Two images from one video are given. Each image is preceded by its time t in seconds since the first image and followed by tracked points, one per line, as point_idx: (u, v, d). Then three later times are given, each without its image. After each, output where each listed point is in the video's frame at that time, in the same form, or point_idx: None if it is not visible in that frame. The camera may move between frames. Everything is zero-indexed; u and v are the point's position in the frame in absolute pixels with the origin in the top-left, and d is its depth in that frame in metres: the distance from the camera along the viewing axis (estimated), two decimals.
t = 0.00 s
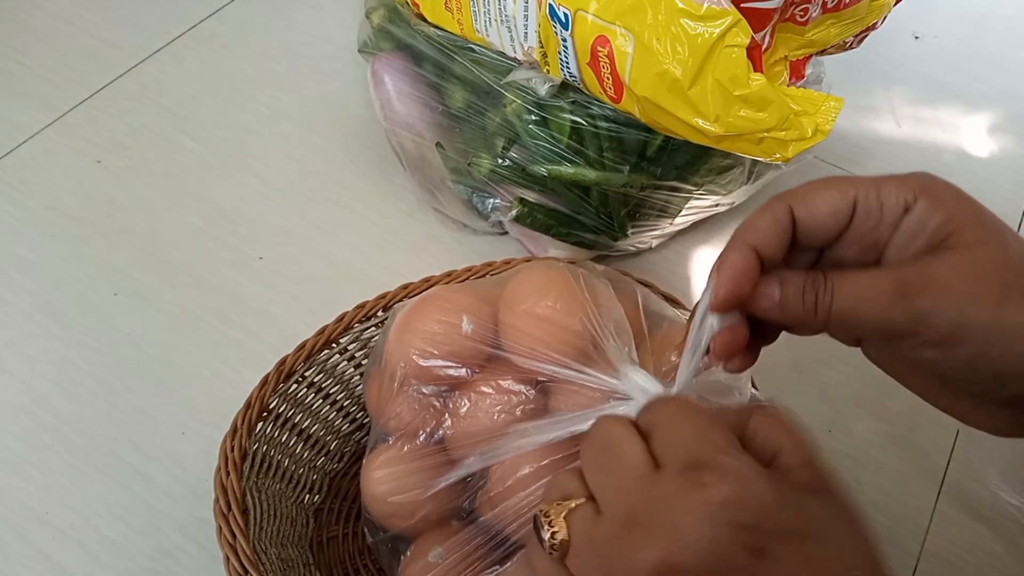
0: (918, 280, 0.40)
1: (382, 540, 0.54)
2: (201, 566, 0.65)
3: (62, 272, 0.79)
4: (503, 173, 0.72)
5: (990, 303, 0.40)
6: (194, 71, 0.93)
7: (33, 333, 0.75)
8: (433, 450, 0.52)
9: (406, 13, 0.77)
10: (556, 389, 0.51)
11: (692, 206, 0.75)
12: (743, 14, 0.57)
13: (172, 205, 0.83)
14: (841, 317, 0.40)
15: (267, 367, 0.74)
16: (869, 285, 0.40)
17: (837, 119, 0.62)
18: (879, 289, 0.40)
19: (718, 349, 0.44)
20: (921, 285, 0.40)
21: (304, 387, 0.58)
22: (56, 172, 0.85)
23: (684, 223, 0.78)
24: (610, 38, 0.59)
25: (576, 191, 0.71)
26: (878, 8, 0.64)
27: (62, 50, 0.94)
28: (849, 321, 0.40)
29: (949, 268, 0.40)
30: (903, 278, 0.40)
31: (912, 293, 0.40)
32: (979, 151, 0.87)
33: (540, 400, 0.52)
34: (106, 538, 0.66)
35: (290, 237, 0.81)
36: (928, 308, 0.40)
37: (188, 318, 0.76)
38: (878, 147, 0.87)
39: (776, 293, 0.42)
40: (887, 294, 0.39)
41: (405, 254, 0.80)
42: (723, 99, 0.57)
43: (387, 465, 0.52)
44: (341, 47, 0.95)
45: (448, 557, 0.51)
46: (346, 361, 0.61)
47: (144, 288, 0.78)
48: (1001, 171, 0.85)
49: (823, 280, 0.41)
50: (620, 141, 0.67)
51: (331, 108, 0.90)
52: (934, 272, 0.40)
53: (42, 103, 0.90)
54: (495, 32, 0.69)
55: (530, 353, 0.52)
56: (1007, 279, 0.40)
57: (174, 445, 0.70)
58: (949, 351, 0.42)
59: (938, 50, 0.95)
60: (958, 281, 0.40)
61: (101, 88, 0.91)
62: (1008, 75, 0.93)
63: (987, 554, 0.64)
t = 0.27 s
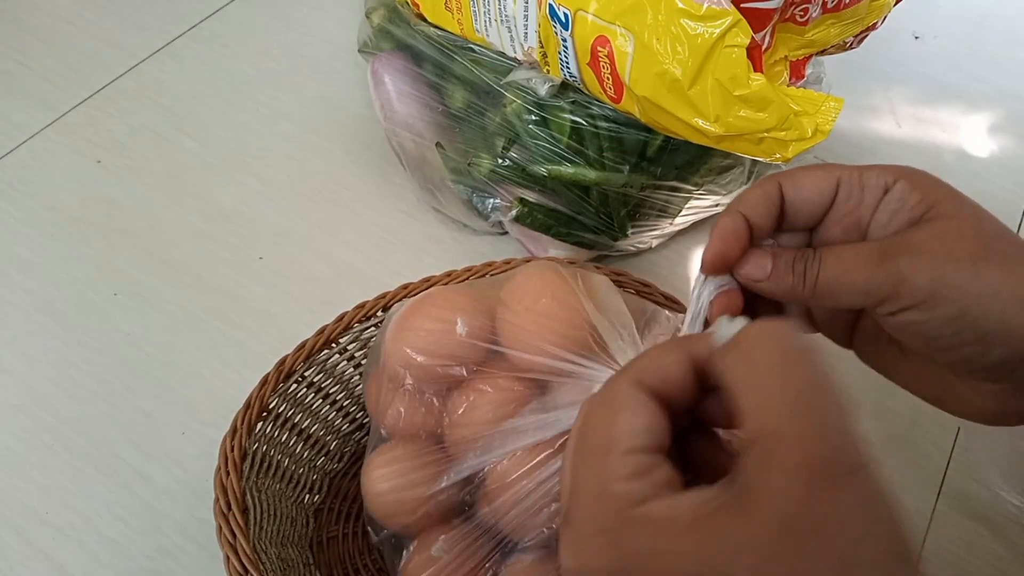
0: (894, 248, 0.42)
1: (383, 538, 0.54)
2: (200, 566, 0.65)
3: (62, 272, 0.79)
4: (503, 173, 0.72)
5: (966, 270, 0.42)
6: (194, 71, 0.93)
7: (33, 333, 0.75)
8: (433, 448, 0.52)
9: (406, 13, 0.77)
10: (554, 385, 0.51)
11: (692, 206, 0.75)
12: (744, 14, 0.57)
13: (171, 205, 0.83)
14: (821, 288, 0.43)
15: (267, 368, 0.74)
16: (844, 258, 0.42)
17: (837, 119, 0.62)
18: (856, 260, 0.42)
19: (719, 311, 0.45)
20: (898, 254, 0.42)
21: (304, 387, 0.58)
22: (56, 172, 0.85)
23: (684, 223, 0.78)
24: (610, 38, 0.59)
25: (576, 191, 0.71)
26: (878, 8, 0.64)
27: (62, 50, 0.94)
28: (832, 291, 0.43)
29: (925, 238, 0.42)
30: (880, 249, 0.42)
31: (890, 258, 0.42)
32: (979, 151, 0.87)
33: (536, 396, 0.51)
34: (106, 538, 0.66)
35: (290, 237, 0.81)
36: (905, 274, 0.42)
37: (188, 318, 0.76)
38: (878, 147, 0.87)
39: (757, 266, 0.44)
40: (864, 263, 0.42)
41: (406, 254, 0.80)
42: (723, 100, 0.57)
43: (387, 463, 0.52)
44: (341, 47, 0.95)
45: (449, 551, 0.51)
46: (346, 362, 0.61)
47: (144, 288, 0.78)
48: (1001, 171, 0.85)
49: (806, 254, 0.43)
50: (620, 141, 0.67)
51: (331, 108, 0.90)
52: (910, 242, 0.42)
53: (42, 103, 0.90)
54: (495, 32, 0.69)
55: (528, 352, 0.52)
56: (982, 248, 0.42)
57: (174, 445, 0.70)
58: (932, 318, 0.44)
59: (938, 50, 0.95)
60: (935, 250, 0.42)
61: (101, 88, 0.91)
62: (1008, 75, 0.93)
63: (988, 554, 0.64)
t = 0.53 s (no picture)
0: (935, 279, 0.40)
1: (383, 538, 0.54)
2: (200, 566, 0.65)
3: (63, 272, 0.79)
4: (503, 173, 0.72)
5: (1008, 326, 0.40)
6: (194, 71, 0.93)
7: (33, 333, 0.75)
8: (432, 447, 0.52)
9: (406, 13, 0.77)
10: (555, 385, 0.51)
11: (692, 206, 0.75)
12: (744, 14, 0.57)
13: (171, 205, 0.83)
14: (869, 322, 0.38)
15: (267, 367, 0.74)
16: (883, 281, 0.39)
17: (837, 119, 0.62)
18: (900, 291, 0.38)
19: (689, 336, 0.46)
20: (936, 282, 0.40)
21: (304, 387, 0.58)
22: (56, 172, 0.85)
23: (684, 223, 0.78)
24: (610, 38, 0.59)
25: (576, 191, 0.71)
26: (878, 8, 0.64)
27: (61, 50, 0.94)
28: (871, 330, 0.38)
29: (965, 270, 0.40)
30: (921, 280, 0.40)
31: (934, 304, 0.38)
32: (979, 151, 0.87)
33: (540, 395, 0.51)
34: (106, 538, 0.66)
35: (290, 237, 0.81)
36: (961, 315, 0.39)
37: (188, 318, 0.76)
38: (878, 147, 0.87)
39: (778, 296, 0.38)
40: (914, 301, 0.38)
41: (406, 254, 0.80)
42: (723, 100, 0.57)
43: (388, 462, 0.52)
44: (341, 47, 0.95)
45: (449, 551, 0.51)
46: (346, 362, 0.61)
47: (144, 288, 0.78)
48: (1002, 171, 0.85)
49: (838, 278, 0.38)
50: (620, 141, 0.67)
51: (331, 108, 0.90)
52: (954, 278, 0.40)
53: (42, 103, 0.90)
54: (495, 32, 0.69)
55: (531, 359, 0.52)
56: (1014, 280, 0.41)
57: (174, 445, 0.70)
58: (965, 358, 0.41)
59: (938, 50, 0.95)
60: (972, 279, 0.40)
61: (101, 88, 0.91)
62: (1009, 75, 0.93)
63: (988, 554, 0.64)
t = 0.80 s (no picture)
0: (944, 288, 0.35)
1: (382, 540, 0.54)
2: (200, 566, 0.65)
3: (63, 272, 0.79)
4: (503, 173, 0.72)
5: None
6: (194, 71, 0.93)
7: (33, 333, 0.75)
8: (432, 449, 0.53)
9: (406, 13, 0.77)
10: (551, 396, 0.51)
11: (692, 206, 0.75)
12: (744, 14, 0.57)
13: (171, 205, 0.83)
14: (868, 369, 0.31)
15: (267, 368, 0.74)
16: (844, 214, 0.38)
17: (837, 119, 0.62)
18: (853, 228, 0.38)
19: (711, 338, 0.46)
20: (960, 329, 0.31)
21: (304, 387, 0.58)
22: (56, 172, 0.85)
23: (684, 223, 0.78)
24: (610, 38, 0.59)
25: (576, 191, 0.71)
26: (878, 8, 0.64)
27: (61, 50, 0.94)
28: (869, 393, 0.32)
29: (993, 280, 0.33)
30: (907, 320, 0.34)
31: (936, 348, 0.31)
32: (979, 151, 0.87)
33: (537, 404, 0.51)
34: (106, 538, 0.66)
35: (291, 237, 0.81)
36: (988, 391, 0.30)
37: (188, 318, 0.76)
38: (877, 147, 0.87)
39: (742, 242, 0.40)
40: (926, 363, 0.30)
41: (406, 254, 0.80)
42: (723, 100, 0.57)
43: (387, 461, 0.52)
44: (341, 47, 0.95)
45: (450, 556, 0.51)
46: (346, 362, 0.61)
47: (144, 288, 0.78)
48: (1001, 171, 0.85)
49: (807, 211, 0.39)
50: (620, 141, 0.67)
51: (331, 108, 0.90)
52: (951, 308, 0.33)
53: (42, 103, 0.90)
54: (495, 32, 0.69)
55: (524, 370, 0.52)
56: None
57: (174, 445, 0.70)
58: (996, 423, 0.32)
59: (938, 50, 0.95)
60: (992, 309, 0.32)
61: (101, 88, 0.91)
62: (1008, 75, 0.93)
63: (988, 555, 0.64)
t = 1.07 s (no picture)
0: (846, 401, 0.42)
1: (384, 539, 0.54)
2: (200, 565, 0.65)
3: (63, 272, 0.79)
4: (503, 173, 0.72)
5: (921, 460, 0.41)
6: (194, 71, 0.93)
7: (33, 333, 0.75)
8: (433, 451, 0.53)
9: (405, 13, 0.77)
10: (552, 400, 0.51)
11: (692, 206, 0.75)
12: (744, 14, 0.57)
13: (171, 205, 0.83)
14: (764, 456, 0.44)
15: (267, 367, 0.74)
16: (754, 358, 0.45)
17: (837, 120, 0.62)
18: (740, 322, 0.44)
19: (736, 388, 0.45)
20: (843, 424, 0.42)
21: (303, 387, 0.58)
22: (56, 171, 0.85)
23: (684, 223, 0.78)
24: (610, 39, 0.59)
25: (576, 191, 0.71)
26: (878, 8, 0.64)
27: (61, 50, 0.94)
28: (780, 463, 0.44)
29: (890, 377, 0.41)
30: (814, 424, 0.43)
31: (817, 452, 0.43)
32: (979, 151, 0.87)
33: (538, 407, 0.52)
34: (105, 538, 0.66)
35: (290, 237, 0.81)
36: (835, 449, 0.42)
37: (188, 318, 0.76)
38: (877, 147, 0.87)
39: (674, 307, 0.46)
40: (801, 454, 0.43)
41: (406, 254, 0.80)
42: (723, 100, 0.57)
43: (390, 462, 0.52)
44: (341, 47, 0.95)
45: (449, 554, 0.51)
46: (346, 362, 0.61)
47: (144, 288, 0.78)
48: (1001, 171, 0.85)
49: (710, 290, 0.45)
50: (620, 141, 0.67)
51: (331, 108, 0.90)
52: (837, 435, 0.42)
53: (41, 103, 0.90)
54: (495, 32, 0.69)
55: (523, 372, 0.52)
56: (991, 433, 0.38)
57: (174, 445, 0.70)
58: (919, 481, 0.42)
59: (938, 50, 0.95)
60: (892, 428, 0.41)
61: (101, 88, 0.91)
62: (1008, 75, 0.93)
63: (987, 555, 0.64)
